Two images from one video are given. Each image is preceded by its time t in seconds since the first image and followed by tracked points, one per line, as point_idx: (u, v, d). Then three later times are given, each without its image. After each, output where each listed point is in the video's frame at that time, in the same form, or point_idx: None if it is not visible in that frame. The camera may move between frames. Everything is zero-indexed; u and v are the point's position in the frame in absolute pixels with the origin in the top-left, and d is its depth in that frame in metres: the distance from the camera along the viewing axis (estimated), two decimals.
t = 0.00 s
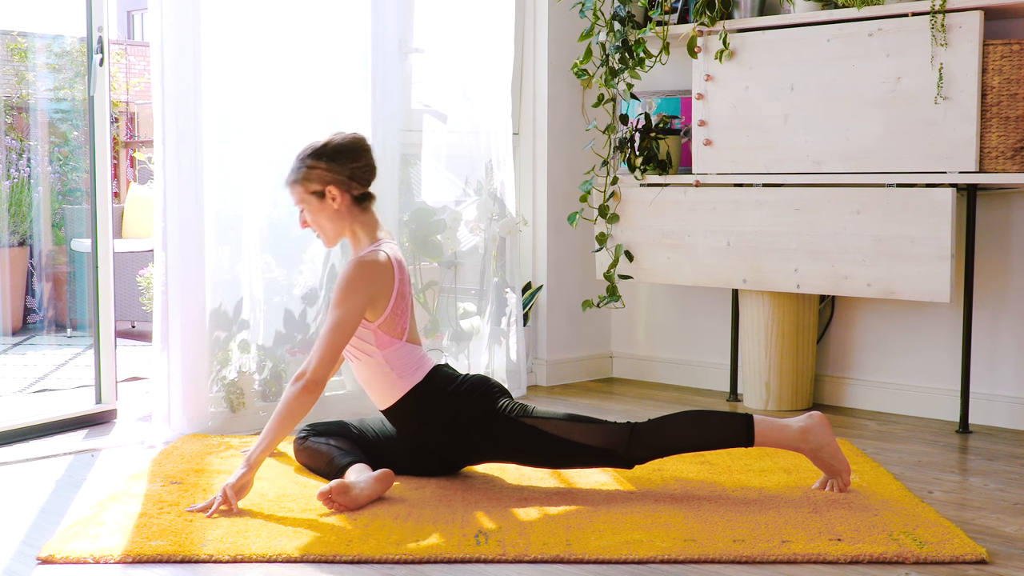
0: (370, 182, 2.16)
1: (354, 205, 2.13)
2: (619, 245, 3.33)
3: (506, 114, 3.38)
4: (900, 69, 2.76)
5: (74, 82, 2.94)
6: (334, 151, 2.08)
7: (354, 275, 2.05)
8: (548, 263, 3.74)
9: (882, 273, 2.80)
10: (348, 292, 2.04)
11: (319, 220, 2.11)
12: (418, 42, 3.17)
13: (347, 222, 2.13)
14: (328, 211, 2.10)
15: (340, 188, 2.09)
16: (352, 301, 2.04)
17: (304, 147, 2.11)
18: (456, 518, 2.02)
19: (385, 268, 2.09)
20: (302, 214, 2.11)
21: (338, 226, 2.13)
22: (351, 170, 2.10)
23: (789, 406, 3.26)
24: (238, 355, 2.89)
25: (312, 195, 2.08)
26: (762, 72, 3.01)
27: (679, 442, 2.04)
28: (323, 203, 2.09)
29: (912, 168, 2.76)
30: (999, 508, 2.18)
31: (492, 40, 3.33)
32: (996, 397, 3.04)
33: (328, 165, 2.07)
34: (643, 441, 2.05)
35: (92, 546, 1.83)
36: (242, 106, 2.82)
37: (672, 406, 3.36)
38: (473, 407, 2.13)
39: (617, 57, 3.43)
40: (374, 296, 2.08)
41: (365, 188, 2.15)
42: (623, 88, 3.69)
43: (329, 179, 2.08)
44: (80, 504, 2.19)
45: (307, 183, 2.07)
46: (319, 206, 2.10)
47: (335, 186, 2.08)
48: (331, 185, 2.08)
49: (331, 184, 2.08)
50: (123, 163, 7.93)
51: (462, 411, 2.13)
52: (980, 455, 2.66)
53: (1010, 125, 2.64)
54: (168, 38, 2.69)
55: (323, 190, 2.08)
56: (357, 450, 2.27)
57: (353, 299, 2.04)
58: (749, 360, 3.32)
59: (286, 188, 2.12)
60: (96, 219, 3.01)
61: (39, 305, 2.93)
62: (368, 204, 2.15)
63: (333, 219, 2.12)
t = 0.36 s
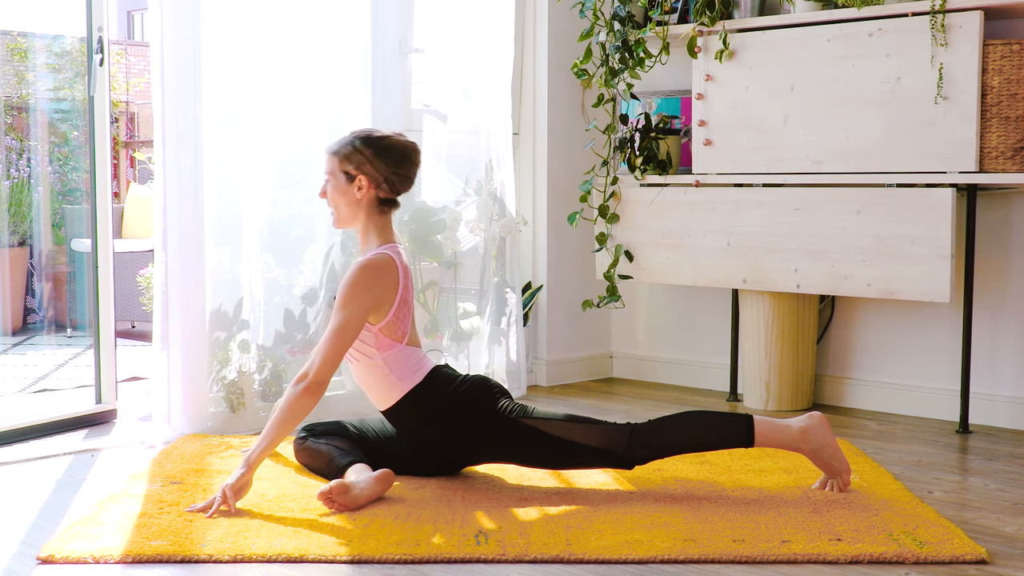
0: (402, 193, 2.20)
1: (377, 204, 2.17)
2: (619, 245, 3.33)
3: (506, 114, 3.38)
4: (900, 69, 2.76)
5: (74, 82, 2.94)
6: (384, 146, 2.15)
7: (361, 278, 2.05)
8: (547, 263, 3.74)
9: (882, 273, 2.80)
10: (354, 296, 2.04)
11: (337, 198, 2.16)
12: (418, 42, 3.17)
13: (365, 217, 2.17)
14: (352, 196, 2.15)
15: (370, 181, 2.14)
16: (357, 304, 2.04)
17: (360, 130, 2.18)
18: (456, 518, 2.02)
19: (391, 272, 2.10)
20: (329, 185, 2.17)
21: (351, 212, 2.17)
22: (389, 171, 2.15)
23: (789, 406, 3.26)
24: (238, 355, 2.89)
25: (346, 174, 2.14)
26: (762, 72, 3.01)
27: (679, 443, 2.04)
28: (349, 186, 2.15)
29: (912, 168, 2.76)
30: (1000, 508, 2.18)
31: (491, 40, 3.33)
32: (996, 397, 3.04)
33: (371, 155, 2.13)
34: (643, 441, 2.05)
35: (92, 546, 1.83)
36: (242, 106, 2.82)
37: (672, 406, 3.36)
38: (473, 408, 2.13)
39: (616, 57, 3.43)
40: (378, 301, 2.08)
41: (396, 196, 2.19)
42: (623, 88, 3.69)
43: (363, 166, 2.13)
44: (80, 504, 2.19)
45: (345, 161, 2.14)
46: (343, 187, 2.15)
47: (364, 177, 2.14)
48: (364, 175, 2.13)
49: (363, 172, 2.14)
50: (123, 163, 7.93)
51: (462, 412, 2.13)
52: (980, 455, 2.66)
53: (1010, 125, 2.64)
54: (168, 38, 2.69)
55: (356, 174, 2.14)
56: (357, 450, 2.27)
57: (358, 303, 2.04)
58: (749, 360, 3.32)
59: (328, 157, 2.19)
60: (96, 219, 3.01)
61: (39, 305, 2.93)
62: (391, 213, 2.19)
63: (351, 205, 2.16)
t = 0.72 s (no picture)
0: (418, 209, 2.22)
1: (391, 211, 2.19)
2: (619, 245, 3.33)
3: (506, 114, 3.38)
4: (900, 69, 2.76)
5: (74, 82, 2.94)
6: (420, 161, 2.16)
7: (363, 279, 2.04)
8: (547, 263, 3.74)
9: (882, 273, 2.80)
10: (357, 297, 2.03)
11: (356, 184, 2.18)
12: (418, 42, 3.17)
13: (376, 217, 2.18)
14: (371, 193, 2.16)
15: (393, 186, 2.16)
16: (359, 304, 2.03)
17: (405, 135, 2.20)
18: (456, 518, 2.02)
19: (393, 273, 2.10)
20: (355, 168, 2.18)
21: (363, 205, 2.18)
22: (415, 185, 2.16)
23: (789, 406, 3.26)
24: (238, 355, 2.89)
25: (374, 169, 2.16)
26: (762, 72, 3.01)
27: (678, 444, 2.04)
28: (372, 180, 2.16)
29: (912, 168, 2.76)
30: (1000, 508, 2.18)
31: (492, 40, 3.33)
32: (996, 397, 3.03)
33: (402, 161, 2.15)
34: (642, 443, 2.05)
35: (92, 546, 1.83)
36: (242, 106, 2.82)
37: (672, 406, 3.36)
38: (473, 409, 2.13)
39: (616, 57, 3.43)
40: (378, 302, 2.08)
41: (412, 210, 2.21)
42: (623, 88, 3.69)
43: (391, 167, 2.15)
44: (80, 504, 2.19)
45: (379, 155, 2.16)
46: (366, 179, 2.17)
47: (388, 179, 2.15)
48: (388, 175, 2.15)
49: (389, 174, 2.15)
50: (123, 163, 7.93)
51: (461, 414, 2.13)
52: (980, 455, 2.66)
53: (1010, 125, 2.64)
54: (167, 38, 2.69)
55: (382, 172, 2.15)
56: (357, 450, 2.27)
57: (358, 304, 2.03)
58: (749, 360, 3.32)
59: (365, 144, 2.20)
60: (96, 219, 3.01)
61: (39, 305, 2.93)
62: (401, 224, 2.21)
63: (366, 199, 2.18)
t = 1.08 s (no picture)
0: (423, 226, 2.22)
1: (400, 218, 2.18)
2: (619, 245, 3.33)
3: (506, 114, 3.38)
4: (900, 69, 2.76)
5: (74, 82, 2.94)
6: (443, 183, 2.17)
7: (363, 279, 2.04)
8: (547, 263, 3.74)
9: (882, 273, 2.80)
10: (359, 296, 2.03)
11: (376, 178, 2.16)
12: (418, 42, 3.17)
13: (385, 219, 2.18)
14: (388, 194, 2.15)
15: (410, 195, 2.15)
16: (359, 304, 2.03)
17: (437, 151, 2.20)
18: (456, 518, 2.02)
19: (394, 274, 2.10)
20: (381, 162, 2.17)
21: (375, 201, 2.17)
22: (432, 204, 2.16)
23: (789, 406, 3.26)
24: (238, 355, 2.89)
25: (397, 172, 2.15)
26: (762, 73, 3.01)
27: (677, 445, 2.04)
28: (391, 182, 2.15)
29: (912, 168, 2.76)
30: (1000, 508, 2.18)
31: (492, 40, 3.33)
32: (996, 397, 3.04)
33: (426, 174, 2.15)
34: (642, 443, 2.05)
35: (92, 546, 1.83)
36: (242, 106, 2.82)
37: (672, 406, 3.36)
38: (473, 411, 2.13)
39: (616, 56, 3.43)
40: (378, 304, 2.07)
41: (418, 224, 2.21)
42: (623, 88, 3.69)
43: (413, 175, 2.15)
44: (80, 504, 2.19)
45: (406, 159, 2.15)
46: (387, 179, 2.16)
47: (408, 188, 2.15)
48: (409, 182, 2.15)
49: (409, 181, 2.15)
50: (123, 163, 7.93)
51: (462, 415, 2.13)
52: (980, 455, 2.66)
53: (1010, 125, 2.64)
54: (167, 38, 2.69)
55: (405, 178, 2.15)
56: (357, 450, 2.27)
57: (359, 305, 2.03)
58: (749, 360, 3.32)
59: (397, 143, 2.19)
60: (96, 219, 3.01)
61: (39, 305, 2.93)
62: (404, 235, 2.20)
63: (380, 198, 2.16)
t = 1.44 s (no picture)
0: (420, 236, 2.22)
1: (400, 225, 2.18)
2: (619, 245, 3.33)
3: (506, 114, 3.38)
4: (900, 69, 2.76)
5: (74, 82, 2.94)
6: (447, 201, 2.16)
7: (359, 281, 2.03)
8: (547, 263, 3.74)
9: (882, 273, 2.80)
10: (355, 296, 2.03)
11: (385, 179, 2.15)
12: (418, 42, 3.17)
13: (386, 223, 2.18)
14: (392, 199, 2.15)
15: (413, 204, 2.15)
16: (357, 305, 2.03)
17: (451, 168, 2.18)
18: (456, 518, 2.02)
19: (391, 275, 2.10)
20: (394, 166, 2.16)
21: (379, 201, 2.17)
22: (433, 219, 2.16)
23: (789, 406, 3.26)
24: (238, 355, 2.89)
25: (407, 180, 2.14)
26: (762, 73, 3.01)
27: (677, 445, 2.04)
28: (398, 187, 2.15)
29: (912, 168, 2.76)
30: (1000, 508, 2.18)
31: (492, 40, 3.33)
32: (996, 397, 3.04)
33: (432, 188, 2.14)
34: (642, 444, 2.05)
35: (92, 546, 1.83)
36: (242, 106, 2.82)
37: (672, 406, 3.36)
38: (473, 411, 2.13)
39: (616, 57, 3.43)
40: (376, 304, 2.08)
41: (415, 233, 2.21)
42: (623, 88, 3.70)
43: (420, 186, 2.14)
44: (80, 504, 2.19)
45: (416, 168, 2.14)
46: (395, 184, 2.15)
47: (413, 198, 2.14)
48: (414, 192, 2.14)
49: (415, 190, 2.14)
50: (123, 163, 7.93)
51: (461, 415, 2.13)
52: (980, 455, 2.66)
53: (1010, 125, 2.64)
54: (167, 37, 2.68)
55: (412, 188, 2.14)
56: (357, 450, 2.27)
57: (356, 305, 2.03)
58: (749, 360, 3.32)
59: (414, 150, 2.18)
60: (96, 219, 3.01)
61: (39, 305, 2.93)
62: (402, 241, 2.21)
63: (383, 200, 2.16)
